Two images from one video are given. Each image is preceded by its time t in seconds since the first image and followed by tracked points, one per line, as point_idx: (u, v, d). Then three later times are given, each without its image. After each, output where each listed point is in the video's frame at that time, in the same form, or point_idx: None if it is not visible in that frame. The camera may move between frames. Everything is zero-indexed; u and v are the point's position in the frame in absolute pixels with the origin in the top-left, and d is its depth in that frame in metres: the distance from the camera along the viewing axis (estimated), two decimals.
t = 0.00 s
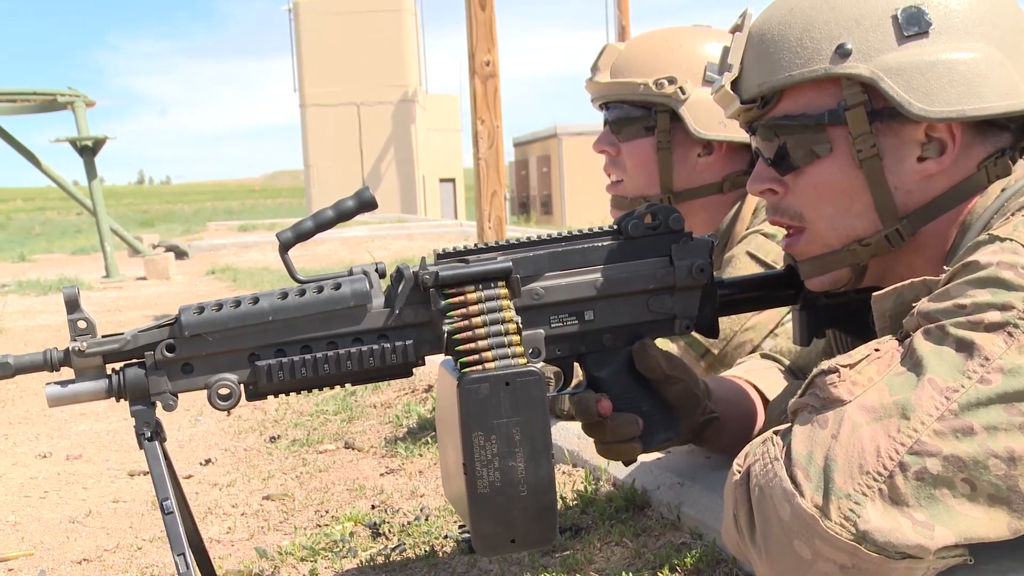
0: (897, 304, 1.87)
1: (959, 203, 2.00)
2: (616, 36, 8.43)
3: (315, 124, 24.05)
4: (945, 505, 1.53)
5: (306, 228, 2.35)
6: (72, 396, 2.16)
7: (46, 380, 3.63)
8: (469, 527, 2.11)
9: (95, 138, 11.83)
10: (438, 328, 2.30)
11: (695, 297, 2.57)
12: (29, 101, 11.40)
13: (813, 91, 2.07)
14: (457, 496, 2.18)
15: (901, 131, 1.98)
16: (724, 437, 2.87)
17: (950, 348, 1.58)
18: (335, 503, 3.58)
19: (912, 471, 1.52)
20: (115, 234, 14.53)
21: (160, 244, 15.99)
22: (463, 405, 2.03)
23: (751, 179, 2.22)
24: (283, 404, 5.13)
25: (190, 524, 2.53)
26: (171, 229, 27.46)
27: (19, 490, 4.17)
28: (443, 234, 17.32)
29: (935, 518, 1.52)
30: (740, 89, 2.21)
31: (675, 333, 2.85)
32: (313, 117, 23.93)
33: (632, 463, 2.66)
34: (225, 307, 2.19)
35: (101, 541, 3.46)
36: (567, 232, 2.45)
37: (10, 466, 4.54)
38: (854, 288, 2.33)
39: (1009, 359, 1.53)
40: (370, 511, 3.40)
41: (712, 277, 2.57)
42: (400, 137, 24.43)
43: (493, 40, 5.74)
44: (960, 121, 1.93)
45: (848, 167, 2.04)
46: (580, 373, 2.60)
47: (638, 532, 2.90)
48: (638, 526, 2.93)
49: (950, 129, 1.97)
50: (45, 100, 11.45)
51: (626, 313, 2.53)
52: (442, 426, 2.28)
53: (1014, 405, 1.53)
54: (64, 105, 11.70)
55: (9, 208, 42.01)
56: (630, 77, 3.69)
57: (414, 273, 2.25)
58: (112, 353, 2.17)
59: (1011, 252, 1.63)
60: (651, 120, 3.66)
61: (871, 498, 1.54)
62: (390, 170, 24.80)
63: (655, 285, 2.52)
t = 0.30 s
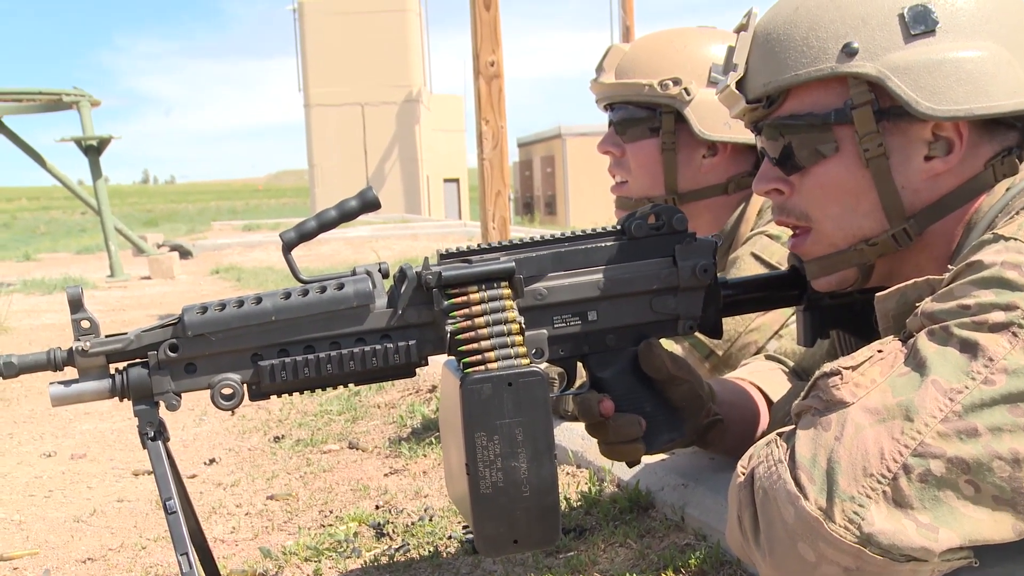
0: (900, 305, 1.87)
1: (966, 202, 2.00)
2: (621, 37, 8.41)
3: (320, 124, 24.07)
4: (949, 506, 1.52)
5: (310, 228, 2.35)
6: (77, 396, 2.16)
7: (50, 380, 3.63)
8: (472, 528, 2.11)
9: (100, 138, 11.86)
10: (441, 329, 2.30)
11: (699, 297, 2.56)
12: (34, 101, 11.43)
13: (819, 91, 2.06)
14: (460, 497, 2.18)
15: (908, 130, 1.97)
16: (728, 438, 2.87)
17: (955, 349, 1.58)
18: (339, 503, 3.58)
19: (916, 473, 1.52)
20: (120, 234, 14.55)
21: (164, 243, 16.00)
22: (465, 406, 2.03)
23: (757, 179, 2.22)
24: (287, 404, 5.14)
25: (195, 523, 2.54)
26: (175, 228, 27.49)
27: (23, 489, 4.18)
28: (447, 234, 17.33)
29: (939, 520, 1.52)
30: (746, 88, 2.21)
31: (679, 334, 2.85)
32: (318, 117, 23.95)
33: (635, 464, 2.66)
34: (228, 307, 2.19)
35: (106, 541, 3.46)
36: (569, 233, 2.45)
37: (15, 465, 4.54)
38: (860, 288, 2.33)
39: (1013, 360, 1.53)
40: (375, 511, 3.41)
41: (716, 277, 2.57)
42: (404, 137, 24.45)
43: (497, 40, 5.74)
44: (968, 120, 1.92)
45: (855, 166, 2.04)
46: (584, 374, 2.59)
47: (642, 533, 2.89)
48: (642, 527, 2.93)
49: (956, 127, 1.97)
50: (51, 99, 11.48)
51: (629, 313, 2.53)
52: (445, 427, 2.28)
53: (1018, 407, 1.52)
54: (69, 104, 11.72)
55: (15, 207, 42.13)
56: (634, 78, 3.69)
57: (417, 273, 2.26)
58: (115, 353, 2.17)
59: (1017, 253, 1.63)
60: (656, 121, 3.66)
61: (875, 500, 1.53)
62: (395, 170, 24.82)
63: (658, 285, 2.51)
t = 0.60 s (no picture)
0: (905, 307, 1.87)
1: (969, 205, 2.00)
2: (624, 38, 8.41)
3: (323, 125, 24.10)
4: (955, 509, 1.52)
5: (313, 229, 2.35)
6: (80, 397, 2.16)
7: (55, 381, 3.64)
8: (475, 529, 2.10)
9: (105, 139, 11.88)
10: (445, 329, 2.31)
11: (703, 298, 2.56)
12: (38, 102, 11.46)
13: (821, 93, 2.06)
14: (464, 498, 2.17)
15: (911, 132, 1.97)
16: (732, 440, 2.86)
17: (960, 351, 1.58)
18: (343, 504, 3.58)
19: (921, 475, 1.51)
20: (124, 235, 14.58)
21: (168, 244, 16.02)
22: (469, 406, 2.03)
23: (759, 181, 2.22)
24: (291, 405, 5.15)
25: (198, 523, 2.54)
26: (178, 229, 27.53)
27: (28, 490, 4.19)
28: (452, 235, 17.33)
29: (944, 522, 1.51)
30: (749, 90, 2.21)
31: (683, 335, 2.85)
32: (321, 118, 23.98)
33: (639, 464, 2.65)
34: (231, 308, 2.19)
35: (110, 542, 3.46)
36: (573, 234, 2.45)
37: (20, 465, 4.55)
38: (863, 290, 2.32)
39: (1019, 363, 1.53)
40: (379, 512, 3.40)
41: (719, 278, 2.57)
42: (408, 138, 24.46)
43: (502, 41, 5.74)
44: (971, 122, 1.92)
45: (858, 169, 2.03)
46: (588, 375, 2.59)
47: (646, 534, 2.89)
48: (646, 528, 2.92)
49: (960, 129, 1.96)
50: (55, 100, 11.51)
51: (633, 315, 2.53)
52: (449, 428, 2.27)
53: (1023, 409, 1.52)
54: (74, 105, 11.76)
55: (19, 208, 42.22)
56: (638, 79, 3.69)
57: (422, 274, 2.27)
58: (119, 354, 2.18)
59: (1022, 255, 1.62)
60: (660, 122, 3.66)
61: (880, 502, 1.53)
62: (398, 170, 24.83)
63: (662, 287, 2.51)
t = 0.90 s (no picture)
0: (905, 307, 1.87)
1: (966, 206, 2.00)
2: (625, 39, 8.41)
3: (324, 126, 24.11)
4: (956, 510, 1.52)
5: (313, 231, 2.35)
6: (80, 399, 2.16)
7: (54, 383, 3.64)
8: (475, 530, 2.10)
9: (105, 141, 11.88)
10: (445, 330, 2.31)
11: (702, 299, 2.56)
12: (38, 104, 11.47)
13: (819, 94, 2.06)
14: (464, 499, 2.17)
15: (908, 134, 1.97)
16: (732, 440, 2.86)
17: (961, 352, 1.58)
18: (343, 505, 3.58)
19: (921, 476, 1.52)
20: (124, 237, 14.58)
21: (169, 245, 16.01)
22: (469, 407, 2.03)
23: (757, 182, 2.22)
24: (292, 407, 5.15)
25: (199, 525, 2.54)
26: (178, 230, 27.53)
27: (28, 492, 4.19)
28: (452, 236, 17.33)
29: (944, 523, 1.51)
30: (747, 92, 2.21)
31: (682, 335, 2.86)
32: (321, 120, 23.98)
33: (639, 465, 2.65)
34: (231, 310, 2.19)
35: (110, 544, 3.46)
36: (572, 235, 2.45)
37: (20, 468, 4.56)
38: (861, 291, 2.32)
39: (1020, 365, 1.53)
40: (379, 514, 3.41)
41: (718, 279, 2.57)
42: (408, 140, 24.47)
43: (502, 43, 5.75)
44: (968, 124, 1.92)
45: (855, 170, 2.03)
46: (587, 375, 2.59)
47: (646, 535, 2.89)
48: (647, 529, 2.92)
49: (957, 131, 1.97)
50: (54, 102, 11.51)
51: (632, 315, 2.53)
52: (449, 429, 2.28)
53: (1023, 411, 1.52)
54: (74, 107, 11.77)
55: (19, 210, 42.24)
56: (638, 81, 3.69)
57: (421, 275, 2.27)
58: (119, 356, 2.18)
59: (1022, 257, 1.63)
60: (660, 124, 3.66)
61: (880, 502, 1.53)
62: (399, 172, 24.84)
63: (662, 287, 2.51)
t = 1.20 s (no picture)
0: (900, 305, 1.88)
1: (961, 203, 2.00)
2: (620, 39, 8.40)
3: (320, 127, 24.09)
4: (951, 508, 1.52)
5: (308, 231, 2.35)
6: (75, 400, 2.16)
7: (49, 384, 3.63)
8: (472, 529, 2.10)
9: (100, 142, 11.86)
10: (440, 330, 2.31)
11: (698, 297, 2.57)
12: (34, 105, 11.45)
13: (815, 91, 2.07)
14: (461, 499, 2.18)
15: (905, 131, 1.98)
16: (728, 439, 2.87)
17: (956, 350, 1.58)
18: (340, 506, 3.58)
19: (917, 474, 1.52)
20: (120, 238, 14.56)
21: (164, 247, 15.99)
22: (465, 406, 2.04)
23: (753, 179, 2.22)
24: (288, 407, 5.15)
25: (195, 526, 2.53)
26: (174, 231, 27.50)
27: (24, 493, 4.18)
28: (448, 237, 17.34)
29: (940, 520, 1.52)
30: (742, 89, 2.21)
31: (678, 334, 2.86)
32: (317, 120, 23.96)
33: (637, 463, 2.67)
34: (226, 310, 2.19)
35: (106, 545, 3.46)
36: (568, 233, 2.45)
37: (16, 469, 4.55)
38: (856, 288, 2.33)
39: (1015, 363, 1.53)
40: (376, 514, 3.40)
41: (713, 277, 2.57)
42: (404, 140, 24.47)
43: (498, 43, 5.75)
44: (964, 121, 1.93)
45: (851, 167, 2.04)
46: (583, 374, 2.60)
47: (643, 534, 2.89)
48: (643, 529, 2.92)
49: (953, 128, 1.97)
50: (50, 103, 11.49)
51: (628, 314, 2.53)
52: (445, 428, 2.28)
53: (1018, 409, 1.52)
54: (69, 108, 11.76)
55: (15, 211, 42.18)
56: (635, 81, 3.70)
57: (416, 275, 2.26)
58: (113, 357, 2.17)
59: (1018, 254, 1.63)
60: (656, 124, 3.66)
61: (876, 500, 1.53)
62: (395, 173, 24.83)
63: (656, 285, 2.51)
